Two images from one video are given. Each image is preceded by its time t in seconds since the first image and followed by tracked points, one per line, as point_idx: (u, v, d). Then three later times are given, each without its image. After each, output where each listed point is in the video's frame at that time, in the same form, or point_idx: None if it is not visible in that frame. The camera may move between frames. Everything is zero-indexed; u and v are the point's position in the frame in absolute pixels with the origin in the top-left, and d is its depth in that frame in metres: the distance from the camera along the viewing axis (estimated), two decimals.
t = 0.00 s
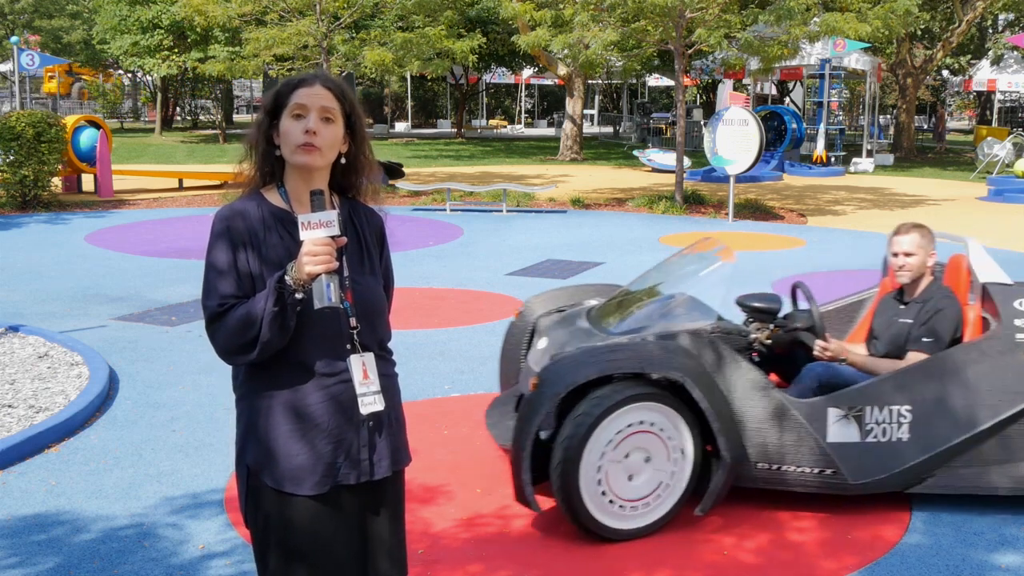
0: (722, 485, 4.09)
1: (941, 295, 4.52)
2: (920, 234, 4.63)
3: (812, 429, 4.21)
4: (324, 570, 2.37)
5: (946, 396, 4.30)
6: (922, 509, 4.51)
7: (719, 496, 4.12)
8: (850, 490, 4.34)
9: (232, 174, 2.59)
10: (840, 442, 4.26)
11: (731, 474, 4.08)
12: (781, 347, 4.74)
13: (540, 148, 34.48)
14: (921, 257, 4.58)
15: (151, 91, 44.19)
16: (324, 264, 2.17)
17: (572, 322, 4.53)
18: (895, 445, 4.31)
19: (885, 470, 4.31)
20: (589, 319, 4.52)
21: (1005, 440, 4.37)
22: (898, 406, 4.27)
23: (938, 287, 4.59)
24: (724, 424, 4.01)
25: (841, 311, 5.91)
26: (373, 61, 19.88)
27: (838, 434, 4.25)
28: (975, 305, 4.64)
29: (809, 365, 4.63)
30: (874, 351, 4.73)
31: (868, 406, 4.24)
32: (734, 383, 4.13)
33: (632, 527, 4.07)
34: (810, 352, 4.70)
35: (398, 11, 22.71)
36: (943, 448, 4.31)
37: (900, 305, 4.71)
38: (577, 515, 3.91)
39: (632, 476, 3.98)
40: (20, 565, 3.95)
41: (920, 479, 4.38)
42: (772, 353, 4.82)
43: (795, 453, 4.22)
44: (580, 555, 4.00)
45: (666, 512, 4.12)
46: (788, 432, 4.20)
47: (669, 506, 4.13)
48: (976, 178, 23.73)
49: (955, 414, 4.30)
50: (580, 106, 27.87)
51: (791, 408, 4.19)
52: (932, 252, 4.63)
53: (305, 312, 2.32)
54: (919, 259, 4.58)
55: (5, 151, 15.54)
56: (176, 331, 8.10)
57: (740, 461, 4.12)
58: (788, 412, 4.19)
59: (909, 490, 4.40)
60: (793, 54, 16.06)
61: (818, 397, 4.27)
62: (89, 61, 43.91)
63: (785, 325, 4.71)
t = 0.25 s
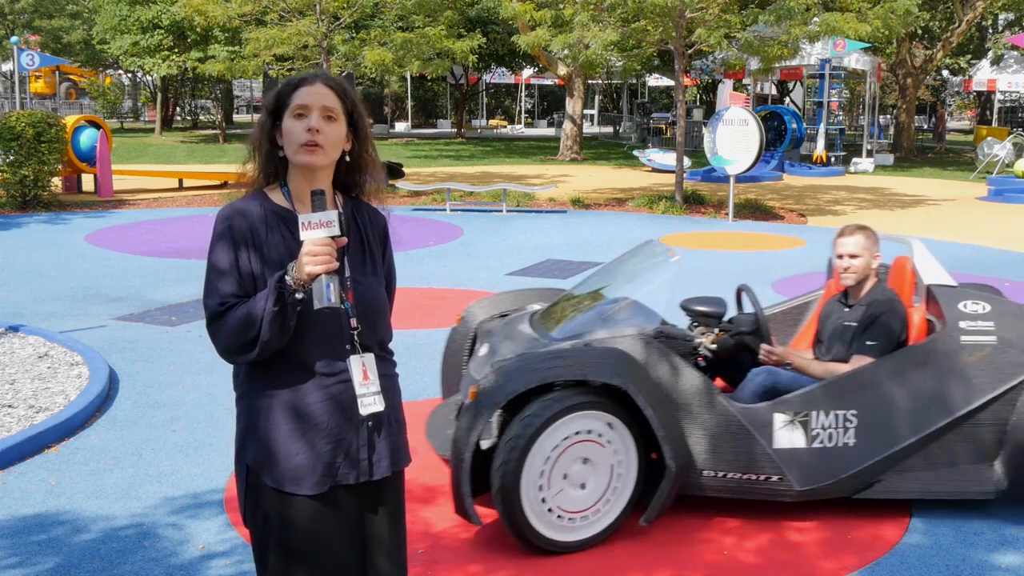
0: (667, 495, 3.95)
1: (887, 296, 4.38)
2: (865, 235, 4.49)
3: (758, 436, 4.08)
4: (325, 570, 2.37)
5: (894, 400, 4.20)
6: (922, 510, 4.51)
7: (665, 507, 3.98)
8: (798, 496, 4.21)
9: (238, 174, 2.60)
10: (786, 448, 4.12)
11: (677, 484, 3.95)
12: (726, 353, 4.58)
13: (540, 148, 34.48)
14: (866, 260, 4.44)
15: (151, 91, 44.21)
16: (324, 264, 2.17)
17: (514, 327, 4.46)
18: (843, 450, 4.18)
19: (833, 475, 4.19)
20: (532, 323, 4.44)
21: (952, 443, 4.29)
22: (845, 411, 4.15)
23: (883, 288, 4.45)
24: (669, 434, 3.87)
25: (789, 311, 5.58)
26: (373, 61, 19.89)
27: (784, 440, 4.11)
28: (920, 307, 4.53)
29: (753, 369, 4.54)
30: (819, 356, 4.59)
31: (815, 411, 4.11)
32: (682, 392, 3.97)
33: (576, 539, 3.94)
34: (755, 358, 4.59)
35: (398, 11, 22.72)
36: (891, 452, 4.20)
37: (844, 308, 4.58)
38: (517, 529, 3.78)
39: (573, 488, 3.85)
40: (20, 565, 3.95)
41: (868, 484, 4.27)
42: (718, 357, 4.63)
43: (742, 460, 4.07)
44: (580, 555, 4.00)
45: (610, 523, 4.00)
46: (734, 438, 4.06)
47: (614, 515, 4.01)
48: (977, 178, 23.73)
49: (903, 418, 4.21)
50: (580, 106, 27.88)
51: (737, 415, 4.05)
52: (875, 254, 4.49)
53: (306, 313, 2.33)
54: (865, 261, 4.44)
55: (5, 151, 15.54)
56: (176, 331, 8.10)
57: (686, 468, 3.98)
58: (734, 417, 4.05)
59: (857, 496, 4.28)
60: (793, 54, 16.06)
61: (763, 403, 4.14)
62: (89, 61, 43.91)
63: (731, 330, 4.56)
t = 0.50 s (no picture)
0: (615, 503, 3.88)
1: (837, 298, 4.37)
2: (814, 237, 4.44)
3: (705, 443, 4.01)
4: (325, 569, 2.37)
5: (842, 404, 4.14)
6: (923, 510, 4.51)
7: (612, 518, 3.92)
8: (746, 504, 4.14)
9: (239, 173, 2.60)
10: (733, 455, 4.05)
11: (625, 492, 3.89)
12: (674, 357, 4.63)
13: (540, 148, 34.48)
14: (816, 262, 4.42)
15: (151, 91, 44.20)
16: (324, 264, 2.17)
17: (459, 335, 4.40)
18: (792, 456, 4.11)
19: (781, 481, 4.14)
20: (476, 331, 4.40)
21: (902, 447, 4.24)
22: (794, 416, 4.09)
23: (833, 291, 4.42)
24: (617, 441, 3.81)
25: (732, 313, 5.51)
26: (373, 61, 19.89)
27: (732, 445, 4.04)
28: (869, 309, 4.53)
29: (703, 373, 4.56)
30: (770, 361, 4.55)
31: (763, 417, 4.05)
32: (632, 400, 3.92)
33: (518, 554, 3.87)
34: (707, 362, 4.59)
35: (398, 11, 22.72)
36: (842, 457, 4.14)
37: (793, 311, 4.54)
38: (460, 541, 3.69)
39: (518, 500, 3.80)
40: (20, 565, 3.95)
41: (817, 490, 4.20)
42: (667, 361, 4.65)
43: (690, 468, 4.01)
44: (580, 555, 4.01)
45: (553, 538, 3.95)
46: (680, 446, 4.00)
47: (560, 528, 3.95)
48: (977, 178, 23.73)
49: (853, 422, 4.15)
50: (580, 106, 27.87)
51: (683, 421, 3.99)
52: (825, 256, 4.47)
53: (306, 312, 2.33)
54: (815, 263, 4.42)
55: (5, 151, 15.54)
56: (176, 331, 8.10)
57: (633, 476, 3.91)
58: (680, 424, 3.99)
59: (806, 502, 4.22)
60: (793, 54, 16.06)
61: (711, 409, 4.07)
62: (90, 61, 43.89)
63: (679, 334, 4.62)
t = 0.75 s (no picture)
0: (567, 514, 3.77)
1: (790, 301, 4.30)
2: (766, 239, 4.40)
3: (660, 451, 3.90)
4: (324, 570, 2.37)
5: (798, 410, 4.06)
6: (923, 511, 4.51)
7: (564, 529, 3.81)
8: (702, 512, 4.03)
9: (238, 173, 2.60)
10: (689, 462, 3.95)
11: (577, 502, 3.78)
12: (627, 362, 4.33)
13: (540, 148, 34.49)
14: (768, 263, 4.36)
15: (151, 92, 44.20)
16: (325, 266, 2.17)
17: (406, 339, 4.26)
18: (747, 462, 4.02)
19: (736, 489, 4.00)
20: (426, 334, 4.26)
21: (855, 451, 4.19)
22: (748, 421, 4.00)
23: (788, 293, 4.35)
24: (568, 450, 3.72)
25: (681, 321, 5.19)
26: (373, 61, 19.89)
27: (686, 453, 3.94)
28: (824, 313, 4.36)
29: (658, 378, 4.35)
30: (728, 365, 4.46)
31: (717, 423, 3.95)
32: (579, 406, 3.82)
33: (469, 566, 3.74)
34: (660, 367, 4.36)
35: (398, 11, 22.71)
36: (798, 463, 4.07)
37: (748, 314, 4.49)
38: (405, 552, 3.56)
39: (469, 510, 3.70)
40: (20, 566, 3.95)
41: (773, 496, 4.13)
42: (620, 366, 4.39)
43: (643, 476, 3.91)
44: (579, 554, 4.02)
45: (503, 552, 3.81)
46: (634, 454, 3.89)
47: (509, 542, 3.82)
48: (977, 178, 23.74)
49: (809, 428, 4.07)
50: (580, 106, 27.87)
51: (636, 428, 3.88)
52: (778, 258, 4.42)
53: (306, 314, 2.33)
54: (767, 265, 4.35)
55: (5, 151, 15.54)
56: (177, 332, 8.10)
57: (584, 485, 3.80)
58: (633, 432, 3.88)
59: (762, 509, 4.14)
60: (793, 54, 16.07)
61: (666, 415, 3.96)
62: (89, 61, 43.87)
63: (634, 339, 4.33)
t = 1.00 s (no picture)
0: (524, 523, 3.71)
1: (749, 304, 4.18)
2: (727, 241, 4.30)
3: (617, 458, 3.81)
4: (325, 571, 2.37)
5: (758, 416, 3.95)
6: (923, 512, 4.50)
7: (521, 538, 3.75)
8: (662, 519, 3.95)
9: (236, 172, 2.60)
10: (648, 470, 3.86)
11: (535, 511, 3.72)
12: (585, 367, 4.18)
13: (540, 148, 34.49)
14: (727, 266, 4.24)
15: (151, 92, 44.19)
16: (326, 265, 2.17)
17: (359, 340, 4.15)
18: (706, 469, 3.92)
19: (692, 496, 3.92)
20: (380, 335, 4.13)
21: (816, 455, 4.09)
22: (708, 427, 3.89)
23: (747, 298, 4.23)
24: (526, 458, 3.65)
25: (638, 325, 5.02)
26: (373, 61, 19.89)
27: (645, 460, 3.85)
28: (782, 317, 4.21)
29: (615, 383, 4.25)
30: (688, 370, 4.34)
31: (677, 429, 3.85)
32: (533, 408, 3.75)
33: None
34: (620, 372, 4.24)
35: (398, 11, 22.71)
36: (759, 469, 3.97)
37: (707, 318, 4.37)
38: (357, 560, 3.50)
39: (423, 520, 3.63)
40: (20, 565, 3.95)
41: (732, 502, 4.04)
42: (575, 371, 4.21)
43: (601, 484, 3.82)
44: (579, 554, 4.02)
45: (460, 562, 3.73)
46: (590, 462, 3.80)
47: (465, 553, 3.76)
48: (977, 178, 23.73)
49: (770, 433, 3.97)
50: (580, 106, 27.86)
51: (593, 435, 3.79)
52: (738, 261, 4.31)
53: (307, 314, 2.32)
54: (726, 267, 4.24)
55: (5, 151, 15.55)
56: (177, 331, 8.10)
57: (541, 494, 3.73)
58: (591, 439, 3.79)
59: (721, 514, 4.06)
60: (793, 53, 16.07)
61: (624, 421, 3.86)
62: (89, 61, 43.87)
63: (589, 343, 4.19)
